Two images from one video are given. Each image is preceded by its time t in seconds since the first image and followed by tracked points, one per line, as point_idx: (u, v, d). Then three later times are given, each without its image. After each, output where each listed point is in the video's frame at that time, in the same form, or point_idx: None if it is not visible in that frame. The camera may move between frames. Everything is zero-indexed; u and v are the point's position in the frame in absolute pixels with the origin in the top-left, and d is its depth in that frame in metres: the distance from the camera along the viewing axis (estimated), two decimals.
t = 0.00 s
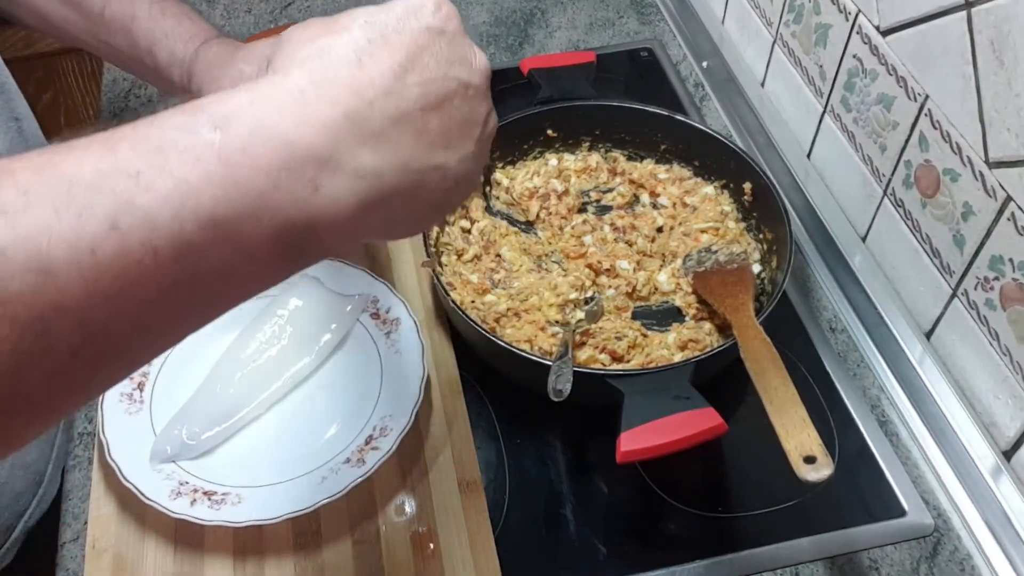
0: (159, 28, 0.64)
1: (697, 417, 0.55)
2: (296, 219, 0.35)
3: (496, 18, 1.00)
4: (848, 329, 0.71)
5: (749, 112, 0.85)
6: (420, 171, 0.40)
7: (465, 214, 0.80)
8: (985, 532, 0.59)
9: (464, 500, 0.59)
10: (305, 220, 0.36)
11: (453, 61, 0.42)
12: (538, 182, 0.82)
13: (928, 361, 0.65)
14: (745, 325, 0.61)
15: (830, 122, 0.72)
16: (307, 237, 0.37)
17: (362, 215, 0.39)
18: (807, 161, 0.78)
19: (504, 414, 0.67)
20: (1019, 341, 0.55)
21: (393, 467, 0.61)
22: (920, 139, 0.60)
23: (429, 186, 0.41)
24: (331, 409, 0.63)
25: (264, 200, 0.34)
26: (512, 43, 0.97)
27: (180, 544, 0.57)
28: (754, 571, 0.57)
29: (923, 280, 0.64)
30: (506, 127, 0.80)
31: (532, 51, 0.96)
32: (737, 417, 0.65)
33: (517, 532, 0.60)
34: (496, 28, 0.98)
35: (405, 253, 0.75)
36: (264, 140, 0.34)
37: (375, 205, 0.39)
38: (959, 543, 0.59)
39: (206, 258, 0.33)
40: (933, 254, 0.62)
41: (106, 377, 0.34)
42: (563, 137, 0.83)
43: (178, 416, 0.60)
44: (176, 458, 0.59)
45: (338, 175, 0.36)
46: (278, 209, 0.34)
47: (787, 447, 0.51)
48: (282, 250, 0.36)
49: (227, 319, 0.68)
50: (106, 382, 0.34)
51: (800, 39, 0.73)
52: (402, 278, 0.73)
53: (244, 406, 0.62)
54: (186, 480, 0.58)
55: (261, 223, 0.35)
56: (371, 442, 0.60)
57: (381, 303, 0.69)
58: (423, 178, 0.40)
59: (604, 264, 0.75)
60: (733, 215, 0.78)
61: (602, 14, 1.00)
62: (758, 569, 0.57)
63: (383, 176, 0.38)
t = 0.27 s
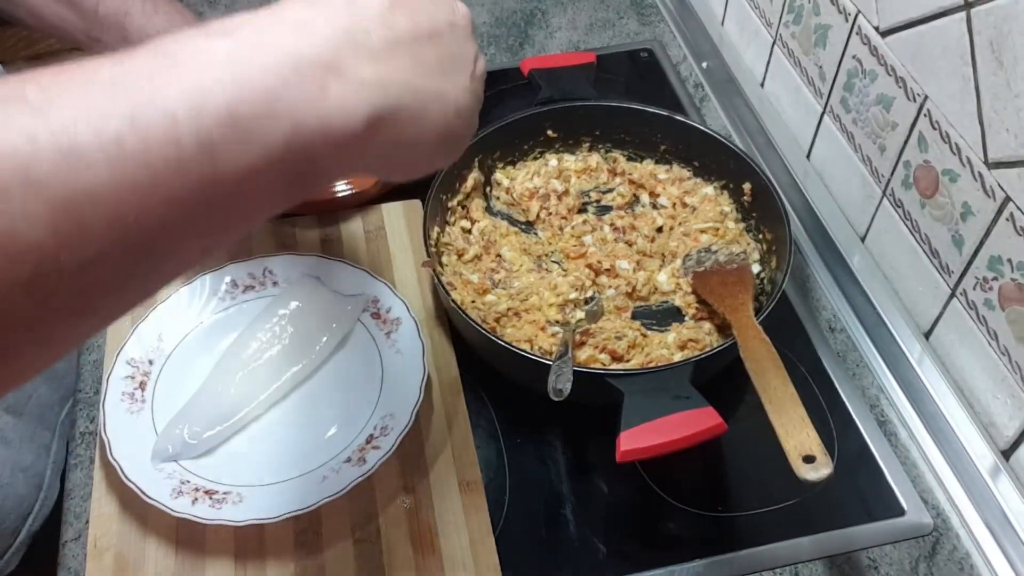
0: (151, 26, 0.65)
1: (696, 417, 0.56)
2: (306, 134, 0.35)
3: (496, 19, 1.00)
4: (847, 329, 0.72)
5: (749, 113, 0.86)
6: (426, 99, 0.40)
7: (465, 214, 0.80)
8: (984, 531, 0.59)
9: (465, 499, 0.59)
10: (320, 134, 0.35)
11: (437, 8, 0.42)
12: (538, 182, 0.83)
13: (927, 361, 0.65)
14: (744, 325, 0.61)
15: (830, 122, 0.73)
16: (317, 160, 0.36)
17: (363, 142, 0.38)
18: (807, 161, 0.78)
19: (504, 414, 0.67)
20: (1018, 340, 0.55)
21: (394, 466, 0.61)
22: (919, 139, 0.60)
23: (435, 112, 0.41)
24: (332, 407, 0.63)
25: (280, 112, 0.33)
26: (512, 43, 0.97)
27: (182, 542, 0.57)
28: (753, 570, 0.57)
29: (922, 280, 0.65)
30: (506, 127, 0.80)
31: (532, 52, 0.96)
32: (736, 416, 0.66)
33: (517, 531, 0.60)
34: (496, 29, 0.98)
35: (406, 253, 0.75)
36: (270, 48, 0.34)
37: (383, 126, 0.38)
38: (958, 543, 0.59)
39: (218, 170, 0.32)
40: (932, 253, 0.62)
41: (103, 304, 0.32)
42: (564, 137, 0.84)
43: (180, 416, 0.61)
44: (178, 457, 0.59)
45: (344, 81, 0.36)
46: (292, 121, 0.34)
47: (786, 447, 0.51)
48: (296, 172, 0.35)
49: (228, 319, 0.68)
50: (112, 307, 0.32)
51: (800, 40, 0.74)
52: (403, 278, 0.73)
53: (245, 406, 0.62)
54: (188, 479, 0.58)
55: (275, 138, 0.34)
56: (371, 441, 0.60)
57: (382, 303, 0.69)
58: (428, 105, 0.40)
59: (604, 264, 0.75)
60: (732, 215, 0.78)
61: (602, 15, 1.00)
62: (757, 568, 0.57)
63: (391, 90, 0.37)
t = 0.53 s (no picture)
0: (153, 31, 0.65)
1: (696, 416, 0.56)
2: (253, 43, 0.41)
3: (496, 20, 1.00)
4: (846, 329, 0.72)
5: (748, 114, 0.86)
6: None
7: (465, 214, 0.80)
8: (982, 530, 0.59)
9: (465, 498, 0.60)
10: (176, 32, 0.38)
11: None
12: (538, 183, 0.83)
13: (926, 361, 0.65)
14: (745, 326, 0.61)
15: (828, 123, 0.73)
16: (163, 65, 0.38)
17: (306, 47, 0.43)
18: (806, 162, 0.78)
19: (504, 414, 0.67)
20: (1016, 340, 0.55)
21: (394, 466, 0.61)
22: (918, 140, 0.61)
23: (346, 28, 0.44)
24: (333, 408, 0.64)
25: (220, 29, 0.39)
26: (512, 44, 0.97)
27: (184, 540, 0.57)
28: (752, 569, 0.58)
29: (921, 280, 0.65)
30: (507, 127, 0.80)
31: (532, 53, 0.96)
32: (735, 416, 0.66)
33: (516, 530, 0.60)
34: (497, 30, 0.99)
35: (406, 253, 0.75)
36: None
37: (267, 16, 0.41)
38: (956, 542, 0.60)
39: (179, 86, 0.39)
40: (931, 254, 0.63)
41: (40, 238, 0.40)
42: (564, 138, 0.84)
43: (182, 416, 0.61)
44: (179, 457, 0.59)
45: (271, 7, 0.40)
46: (92, 40, 0.35)
47: (785, 446, 0.52)
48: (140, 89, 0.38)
49: (230, 320, 0.69)
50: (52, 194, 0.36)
51: (799, 41, 0.74)
52: (404, 278, 0.74)
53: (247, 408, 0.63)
54: (189, 478, 0.58)
55: (188, 42, 0.38)
56: (372, 440, 0.60)
57: (383, 303, 0.69)
58: None
59: (604, 264, 0.76)
60: (732, 215, 0.79)
61: (602, 16, 1.00)
62: (756, 567, 0.58)
63: None
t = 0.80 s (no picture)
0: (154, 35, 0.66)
1: (696, 416, 0.56)
2: (149, 123, 0.38)
3: (496, 20, 1.00)
4: (846, 329, 0.72)
5: (749, 114, 0.86)
6: (241, 18, 0.40)
7: (465, 214, 0.80)
8: (982, 530, 0.59)
9: (465, 497, 0.60)
10: (64, 132, 0.36)
11: None
12: (538, 183, 0.83)
13: (926, 361, 0.65)
14: (745, 326, 0.61)
15: (829, 123, 0.73)
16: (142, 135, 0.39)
17: (209, 104, 0.40)
18: (806, 162, 0.78)
19: (505, 414, 0.67)
20: (1016, 340, 0.55)
21: (394, 465, 0.61)
22: (918, 140, 0.61)
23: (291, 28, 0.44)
24: (334, 408, 0.64)
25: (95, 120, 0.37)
26: (512, 44, 0.97)
27: (184, 540, 0.57)
28: (752, 569, 0.58)
29: (921, 280, 0.65)
30: (507, 127, 0.80)
31: (533, 53, 0.96)
32: (736, 416, 0.66)
33: (516, 530, 0.60)
34: (497, 30, 0.99)
35: (406, 253, 0.75)
36: None
37: (163, 88, 0.38)
38: (956, 542, 0.60)
39: (69, 186, 0.38)
40: (931, 254, 0.63)
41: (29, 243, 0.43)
42: (564, 138, 0.84)
43: (181, 417, 0.61)
44: (179, 457, 0.59)
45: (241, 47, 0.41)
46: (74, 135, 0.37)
47: (785, 446, 0.52)
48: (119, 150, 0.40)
49: (230, 321, 0.69)
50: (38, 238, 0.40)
51: (799, 41, 0.74)
52: (404, 278, 0.74)
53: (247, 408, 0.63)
54: (189, 478, 0.58)
55: (79, 136, 0.37)
56: (372, 440, 0.60)
57: (383, 302, 0.69)
58: (215, 46, 0.39)
59: (605, 264, 0.76)
60: (732, 215, 0.79)
61: (602, 16, 1.00)
62: (756, 567, 0.58)
63: None
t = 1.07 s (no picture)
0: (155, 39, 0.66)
1: (696, 416, 0.56)
2: (139, 145, 0.38)
3: (497, 20, 1.00)
4: (847, 329, 0.72)
5: (749, 113, 0.86)
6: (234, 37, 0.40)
7: (466, 214, 0.80)
8: (982, 530, 0.59)
9: (465, 497, 0.60)
10: (58, 156, 0.36)
11: None
12: (539, 183, 0.83)
13: (926, 361, 0.65)
14: (745, 326, 0.61)
15: (829, 123, 0.73)
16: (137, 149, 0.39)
17: (198, 124, 0.40)
18: (807, 162, 0.78)
19: (505, 414, 0.67)
20: (1017, 340, 0.55)
21: (395, 465, 0.61)
22: (918, 140, 0.61)
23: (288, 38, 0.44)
24: (333, 408, 0.64)
25: (88, 147, 0.36)
26: (512, 44, 0.97)
27: (184, 540, 0.57)
28: (753, 568, 0.58)
29: (921, 280, 0.65)
30: (508, 127, 0.80)
31: (533, 52, 0.96)
32: (736, 416, 0.66)
33: (516, 530, 0.60)
34: (498, 30, 0.99)
35: (406, 253, 0.75)
36: None
37: (154, 113, 0.38)
38: (957, 542, 0.60)
39: (58, 211, 0.37)
40: (931, 254, 0.63)
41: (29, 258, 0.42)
42: (564, 138, 0.84)
43: (182, 417, 0.61)
44: (179, 457, 0.59)
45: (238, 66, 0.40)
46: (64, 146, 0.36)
47: (786, 446, 0.52)
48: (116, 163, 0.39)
49: (230, 321, 0.69)
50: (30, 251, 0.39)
51: (800, 41, 0.74)
52: (404, 278, 0.74)
53: (247, 407, 0.63)
54: (189, 478, 0.58)
55: (67, 154, 0.36)
56: (372, 440, 0.60)
57: (383, 303, 0.69)
58: (208, 67, 0.39)
59: (605, 264, 0.76)
60: (732, 215, 0.79)
61: (603, 16, 1.00)
62: (756, 567, 0.58)
63: None
